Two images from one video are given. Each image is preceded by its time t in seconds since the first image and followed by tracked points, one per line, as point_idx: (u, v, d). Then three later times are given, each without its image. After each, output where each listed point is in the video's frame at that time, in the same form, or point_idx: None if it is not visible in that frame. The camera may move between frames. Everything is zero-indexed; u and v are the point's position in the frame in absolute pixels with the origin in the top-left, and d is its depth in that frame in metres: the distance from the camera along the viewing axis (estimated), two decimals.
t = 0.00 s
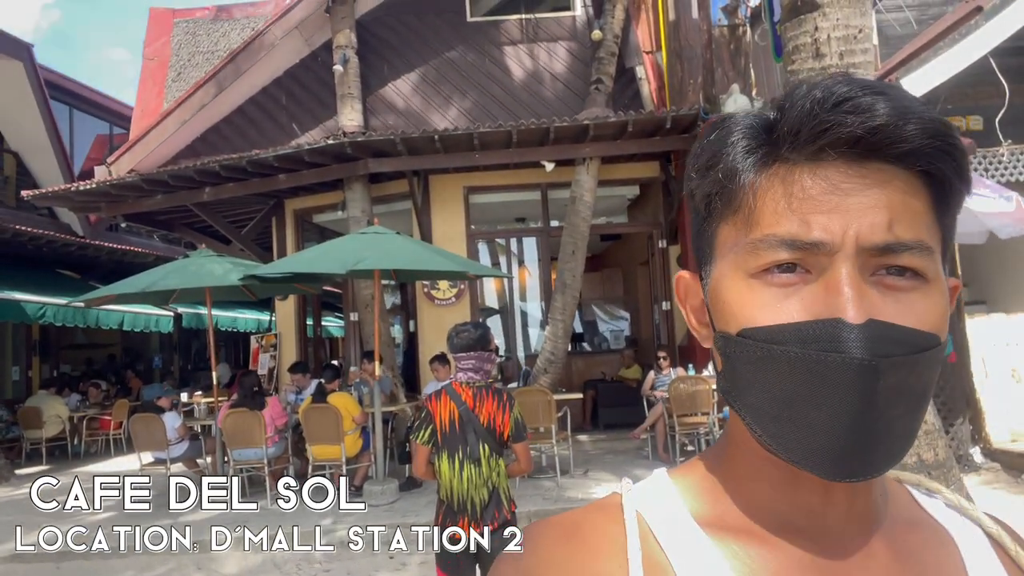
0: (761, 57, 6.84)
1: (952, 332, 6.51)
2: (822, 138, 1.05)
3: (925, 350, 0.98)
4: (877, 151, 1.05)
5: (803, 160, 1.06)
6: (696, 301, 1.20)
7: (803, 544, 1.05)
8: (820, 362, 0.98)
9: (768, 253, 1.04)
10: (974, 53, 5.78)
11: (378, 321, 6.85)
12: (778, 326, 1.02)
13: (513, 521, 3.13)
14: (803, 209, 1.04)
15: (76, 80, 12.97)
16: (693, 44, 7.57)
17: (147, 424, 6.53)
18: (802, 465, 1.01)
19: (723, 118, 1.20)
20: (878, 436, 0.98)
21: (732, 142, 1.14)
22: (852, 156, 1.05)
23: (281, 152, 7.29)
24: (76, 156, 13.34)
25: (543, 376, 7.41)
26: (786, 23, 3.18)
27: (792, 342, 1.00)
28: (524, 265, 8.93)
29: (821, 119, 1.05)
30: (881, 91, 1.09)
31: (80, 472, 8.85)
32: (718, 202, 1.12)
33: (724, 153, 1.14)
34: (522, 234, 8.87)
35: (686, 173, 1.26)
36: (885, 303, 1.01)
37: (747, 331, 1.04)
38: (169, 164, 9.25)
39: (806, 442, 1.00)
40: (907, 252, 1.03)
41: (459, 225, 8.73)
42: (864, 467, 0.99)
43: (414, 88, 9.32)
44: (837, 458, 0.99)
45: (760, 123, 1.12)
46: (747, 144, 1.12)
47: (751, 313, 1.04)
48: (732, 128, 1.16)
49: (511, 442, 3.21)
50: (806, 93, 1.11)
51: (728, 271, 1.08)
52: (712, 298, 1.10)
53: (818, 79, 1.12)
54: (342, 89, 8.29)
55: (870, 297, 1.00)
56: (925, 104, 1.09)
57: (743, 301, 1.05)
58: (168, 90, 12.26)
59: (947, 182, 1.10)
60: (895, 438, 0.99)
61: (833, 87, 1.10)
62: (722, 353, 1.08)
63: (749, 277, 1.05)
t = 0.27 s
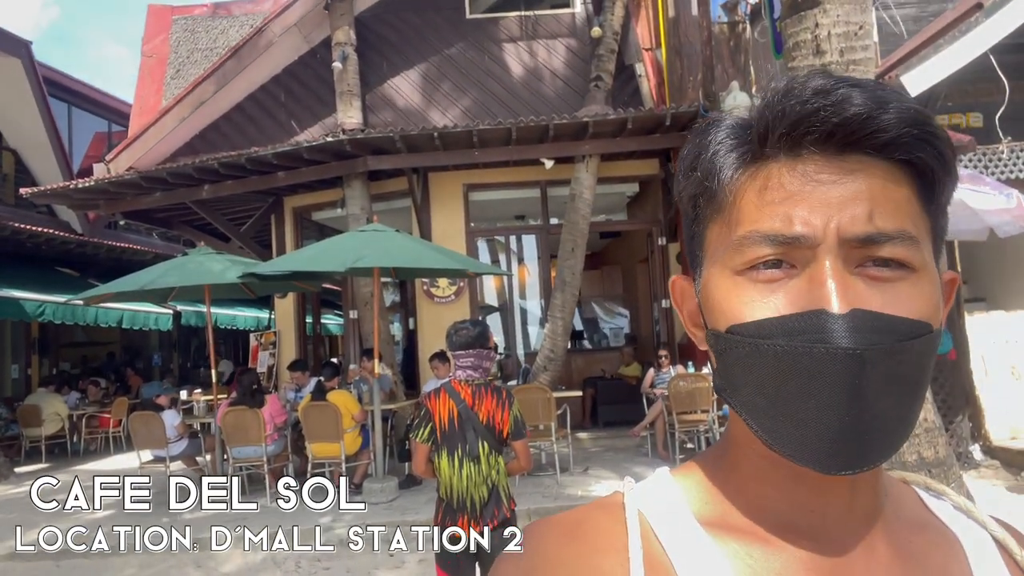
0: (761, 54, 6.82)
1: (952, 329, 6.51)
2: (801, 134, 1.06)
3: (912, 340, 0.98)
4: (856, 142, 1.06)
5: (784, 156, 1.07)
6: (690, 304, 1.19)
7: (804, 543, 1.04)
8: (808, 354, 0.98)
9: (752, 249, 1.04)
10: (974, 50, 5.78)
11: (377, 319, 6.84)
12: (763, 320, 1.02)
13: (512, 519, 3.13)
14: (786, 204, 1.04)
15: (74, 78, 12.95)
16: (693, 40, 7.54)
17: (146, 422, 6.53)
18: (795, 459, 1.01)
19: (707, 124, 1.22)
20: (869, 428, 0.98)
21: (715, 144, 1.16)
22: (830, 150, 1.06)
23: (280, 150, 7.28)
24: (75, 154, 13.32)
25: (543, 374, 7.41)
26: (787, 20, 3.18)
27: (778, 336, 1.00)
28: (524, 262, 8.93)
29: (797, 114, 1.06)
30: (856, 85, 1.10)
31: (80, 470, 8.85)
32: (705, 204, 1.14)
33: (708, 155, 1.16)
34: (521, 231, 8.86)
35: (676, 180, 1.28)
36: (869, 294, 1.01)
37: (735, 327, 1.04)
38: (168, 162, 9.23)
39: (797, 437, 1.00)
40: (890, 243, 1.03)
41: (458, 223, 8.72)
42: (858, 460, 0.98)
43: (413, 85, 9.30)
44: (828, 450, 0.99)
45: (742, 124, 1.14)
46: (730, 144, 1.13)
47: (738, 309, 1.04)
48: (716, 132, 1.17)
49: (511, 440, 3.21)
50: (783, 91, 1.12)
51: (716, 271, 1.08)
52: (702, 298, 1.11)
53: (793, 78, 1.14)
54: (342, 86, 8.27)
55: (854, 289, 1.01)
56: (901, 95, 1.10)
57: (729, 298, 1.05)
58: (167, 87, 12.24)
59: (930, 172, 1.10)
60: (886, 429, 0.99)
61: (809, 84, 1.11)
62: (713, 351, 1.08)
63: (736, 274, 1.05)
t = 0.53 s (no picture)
0: (761, 49, 6.79)
1: (950, 326, 6.52)
2: (799, 128, 1.06)
3: (911, 333, 0.98)
4: (854, 136, 1.06)
5: (783, 152, 1.07)
6: (689, 303, 1.19)
7: (802, 540, 1.04)
8: (806, 345, 0.98)
9: (750, 244, 1.04)
10: (974, 47, 5.76)
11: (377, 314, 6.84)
12: (762, 313, 1.02)
13: (510, 515, 3.13)
14: (785, 199, 1.04)
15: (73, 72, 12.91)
16: (692, 35, 7.52)
17: (145, 417, 6.53)
18: (795, 452, 1.00)
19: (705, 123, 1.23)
20: (869, 419, 0.97)
21: (713, 141, 1.16)
22: (828, 145, 1.06)
23: (279, 144, 7.26)
24: (73, 148, 13.28)
25: (542, 369, 7.41)
26: (787, 15, 3.17)
27: (777, 327, 1.00)
28: (523, 258, 8.92)
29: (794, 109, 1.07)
30: (853, 82, 1.11)
31: (79, 464, 8.86)
32: (704, 200, 1.14)
33: (707, 153, 1.16)
34: (521, 226, 8.84)
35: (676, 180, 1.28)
36: (868, 289, 1.01)
37: (733, 320, 1.04)
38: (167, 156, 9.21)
39: (797, 427, 0.99)
40: (889, 239, 1.02)
41: (457, 218, 8.70)
42: (857, 450, 0.97)
43: (413, 80, 9.27)
44: (829, 441, 0.98)
45: (739, 120, 1.14)
46: (728, 141, 1.14)
47: (737, 303, 1.04)
48: (714, 129, 1.18)
49: (508, 435, 3.21)
50: (781, 88, 1.13)
51: (716, 267, 1.08)
52: (702, 294, 1.10)
53: (790, 76, 1.15)
54: (341, 80, 8.25)
55: (853, 282, 1.00)
56: (898, 94, 1.11)
57: (729, 292, 1.05)
58: (165, 81, 12.20)
59: (928, 170, 1.10)
60: (887, 421, 0.98)
61: (805, 82, 1.12)
62: (711, 345, 1.07)
63: (735, 269, 1.05)
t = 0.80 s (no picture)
0: (760, 44, 6.73)
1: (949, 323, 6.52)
2: (770, 137, 1.07)
3: (893, 336, 0.97)
4: (824, 141, 1.06)
5: (757, 162, 1.08)
6: (674, 319, 1.18)
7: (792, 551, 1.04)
8: (788, 352, 0.96)
9: (730, 254, 1.03)
10: (976, 43, 5.71)
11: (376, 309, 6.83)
12: (742, 322, 1.01)
13: (506, 512, 3.13)
14: (761, 207, 1.04)
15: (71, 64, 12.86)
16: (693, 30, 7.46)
17: (143, 411, 6.52)
18: (783, 462, 0.97)
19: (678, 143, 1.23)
20: (856, 423, 0.95)
21: (687, 157, 1.17)
22: (800, 151, 1.07)
23: (276, 138, 7.23)
24: (71, 140, 13.24)
25: (540, 365, 7.41)
26: (787, 12, 3.15)
27: (759, 334, 0.99)
28: (522, 253, 8.91)
29: (764, 121, 1.08)
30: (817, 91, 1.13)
31: (77, 457, 8.86)
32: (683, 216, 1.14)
33: (682, 170, 1.17)
34: (520, 222, 8.83)
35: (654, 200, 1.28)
36: (847, 291, 1.00)
37: (716, 330, 1.03)
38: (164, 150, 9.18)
39: (786, 434, 0.97)
40: (865, 241, 1.02)
41: (456, 213, 8.69)
42: (848, 455, 0.95)
43: (412, 74, 9.23)
44: (818, 447, 0.96)
45: (712, 133, 1.14)
46: (701, 155, 1.14)
47: (720, 313, 1.03)
48: (686, 146, 1.18)
49: (504, 432, 3.20)
50: (748, 101, 1.14)
51: (699, 280, 1.07)
52: (686, 308, 1.09)
53: (755, 90, 1.17)
54: (339, 74, 8.21)
55: (831, 286, 1.00)
56: (862, 100, 1.13)
57: (712, 303, 1.04)
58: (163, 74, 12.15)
59: (900, 172, 1.10)
60: (874, 423, 0.96)
61: (770, 94, 1.14)
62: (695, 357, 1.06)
63: (717, 280, 1.05)
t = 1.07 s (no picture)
0: (762, 43, 6.78)
1: (948, 323, 6.52)
2: (776, 150, 1.07)
3: (895, 349, 0.97)
4: (830, 156, 1.06)
5: (761, 175, 1.07)
6: (672, 327, 1.17)
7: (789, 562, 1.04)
8: (793, 363, 0.96)
9: (734, 266, 1.03)
10: (977, 42, 5.70)
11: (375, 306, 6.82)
12: (746, 333, 1.00)
13: (505, 511, 3.12)
14: (766, 221, 1.03)
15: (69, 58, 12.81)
16: (692, 27, 7.45)
17: (141, 408, 6.51)
18: (786, 472, 0.97)
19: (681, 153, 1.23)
20: (859, 434, 0.95)
21: (690, 168, 1.16)
22: (806, 165, 1.06)
23: (275, 134, 7.21)
24: (70, 135, 13.21)
25: (539, 363, 7.41)
26: (788, 12, 3.13)
27: (763, 345, 0.98)
28: (521, 250, 8.90)
29: (769, 133, 1.08)
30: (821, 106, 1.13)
31: (75, 453, 8.86)
32: (685, 226, 1.13)
33: (685, 181, 1.16)
34: (519, 219, 8.81)
35: (655, 211, 1.28)
36: (850, 306, 1.00)
37: (718, 341, 1.02)
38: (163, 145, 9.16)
39: (788, 445, 0.96)
40: (869, 256, 1.02)
41: (455, 210, 8.67)
42: (851, 466, 0.94)
43: (411, 71, 9.21)
44: (821, 457, 0.95)
45: (715, 144, 1.14)
46: (705, 167, 1.13)
47: (723, 324, 1.03)
48: (690, 157, 1.18)
49: (503, 431, 3.19)
50: (753, 113, 1.14)
51: (701, 291, 1.07)
52: (688, 319, 1.09)
53: (760, 102, 1.17)
54: (339, 70, 8.19)
55: (836, 301, 1.00)
56: (866, 116, 1.13)
57: (715, 314, 1.04)
58: (162, 69, 12.11)
59: (901, 188, 1.11)
60: (877, 434, 0.96)
61: (776, 107, 1.14)
62: (696, 367, 1.05)
63: (720, 291, 1.04)
